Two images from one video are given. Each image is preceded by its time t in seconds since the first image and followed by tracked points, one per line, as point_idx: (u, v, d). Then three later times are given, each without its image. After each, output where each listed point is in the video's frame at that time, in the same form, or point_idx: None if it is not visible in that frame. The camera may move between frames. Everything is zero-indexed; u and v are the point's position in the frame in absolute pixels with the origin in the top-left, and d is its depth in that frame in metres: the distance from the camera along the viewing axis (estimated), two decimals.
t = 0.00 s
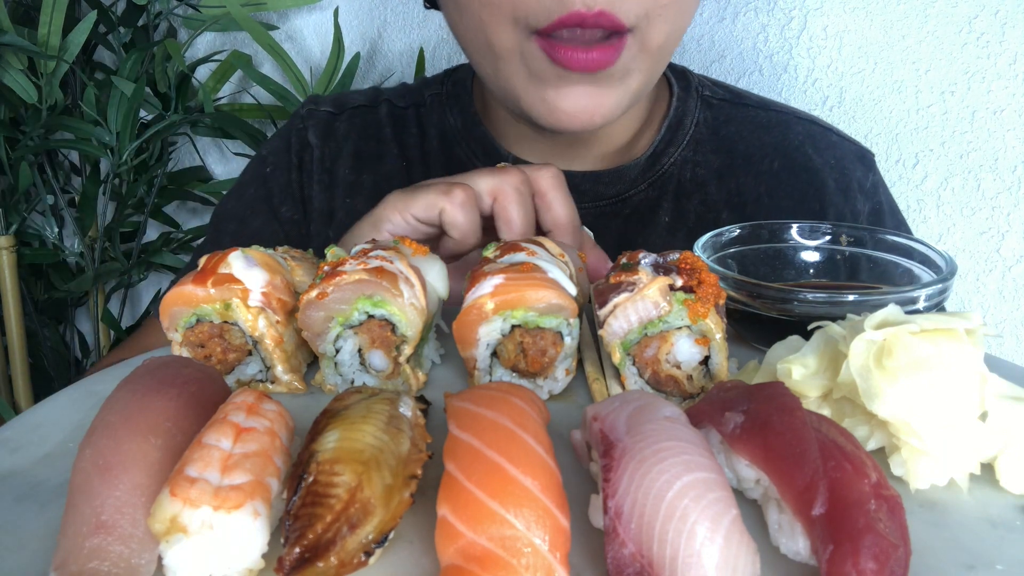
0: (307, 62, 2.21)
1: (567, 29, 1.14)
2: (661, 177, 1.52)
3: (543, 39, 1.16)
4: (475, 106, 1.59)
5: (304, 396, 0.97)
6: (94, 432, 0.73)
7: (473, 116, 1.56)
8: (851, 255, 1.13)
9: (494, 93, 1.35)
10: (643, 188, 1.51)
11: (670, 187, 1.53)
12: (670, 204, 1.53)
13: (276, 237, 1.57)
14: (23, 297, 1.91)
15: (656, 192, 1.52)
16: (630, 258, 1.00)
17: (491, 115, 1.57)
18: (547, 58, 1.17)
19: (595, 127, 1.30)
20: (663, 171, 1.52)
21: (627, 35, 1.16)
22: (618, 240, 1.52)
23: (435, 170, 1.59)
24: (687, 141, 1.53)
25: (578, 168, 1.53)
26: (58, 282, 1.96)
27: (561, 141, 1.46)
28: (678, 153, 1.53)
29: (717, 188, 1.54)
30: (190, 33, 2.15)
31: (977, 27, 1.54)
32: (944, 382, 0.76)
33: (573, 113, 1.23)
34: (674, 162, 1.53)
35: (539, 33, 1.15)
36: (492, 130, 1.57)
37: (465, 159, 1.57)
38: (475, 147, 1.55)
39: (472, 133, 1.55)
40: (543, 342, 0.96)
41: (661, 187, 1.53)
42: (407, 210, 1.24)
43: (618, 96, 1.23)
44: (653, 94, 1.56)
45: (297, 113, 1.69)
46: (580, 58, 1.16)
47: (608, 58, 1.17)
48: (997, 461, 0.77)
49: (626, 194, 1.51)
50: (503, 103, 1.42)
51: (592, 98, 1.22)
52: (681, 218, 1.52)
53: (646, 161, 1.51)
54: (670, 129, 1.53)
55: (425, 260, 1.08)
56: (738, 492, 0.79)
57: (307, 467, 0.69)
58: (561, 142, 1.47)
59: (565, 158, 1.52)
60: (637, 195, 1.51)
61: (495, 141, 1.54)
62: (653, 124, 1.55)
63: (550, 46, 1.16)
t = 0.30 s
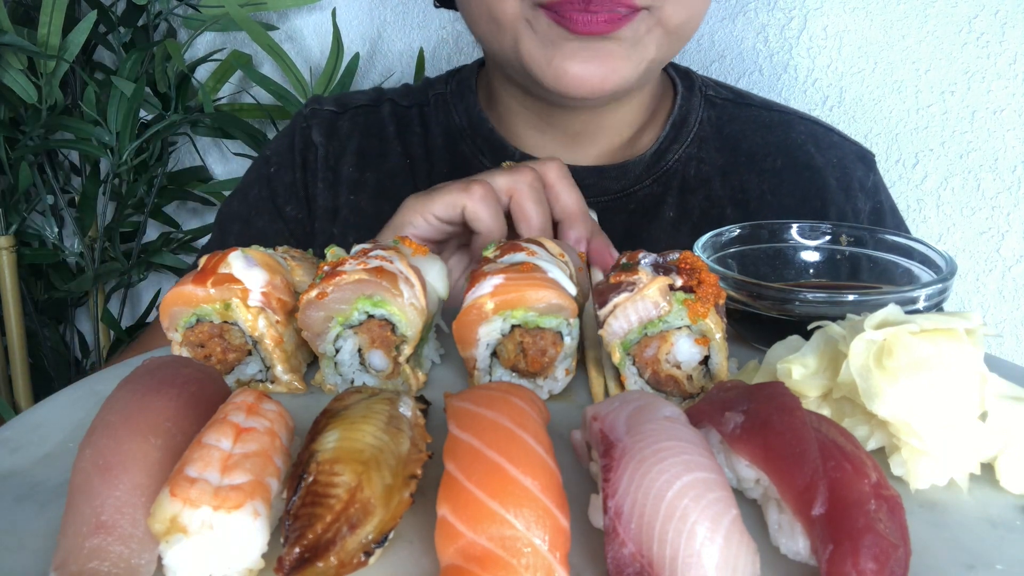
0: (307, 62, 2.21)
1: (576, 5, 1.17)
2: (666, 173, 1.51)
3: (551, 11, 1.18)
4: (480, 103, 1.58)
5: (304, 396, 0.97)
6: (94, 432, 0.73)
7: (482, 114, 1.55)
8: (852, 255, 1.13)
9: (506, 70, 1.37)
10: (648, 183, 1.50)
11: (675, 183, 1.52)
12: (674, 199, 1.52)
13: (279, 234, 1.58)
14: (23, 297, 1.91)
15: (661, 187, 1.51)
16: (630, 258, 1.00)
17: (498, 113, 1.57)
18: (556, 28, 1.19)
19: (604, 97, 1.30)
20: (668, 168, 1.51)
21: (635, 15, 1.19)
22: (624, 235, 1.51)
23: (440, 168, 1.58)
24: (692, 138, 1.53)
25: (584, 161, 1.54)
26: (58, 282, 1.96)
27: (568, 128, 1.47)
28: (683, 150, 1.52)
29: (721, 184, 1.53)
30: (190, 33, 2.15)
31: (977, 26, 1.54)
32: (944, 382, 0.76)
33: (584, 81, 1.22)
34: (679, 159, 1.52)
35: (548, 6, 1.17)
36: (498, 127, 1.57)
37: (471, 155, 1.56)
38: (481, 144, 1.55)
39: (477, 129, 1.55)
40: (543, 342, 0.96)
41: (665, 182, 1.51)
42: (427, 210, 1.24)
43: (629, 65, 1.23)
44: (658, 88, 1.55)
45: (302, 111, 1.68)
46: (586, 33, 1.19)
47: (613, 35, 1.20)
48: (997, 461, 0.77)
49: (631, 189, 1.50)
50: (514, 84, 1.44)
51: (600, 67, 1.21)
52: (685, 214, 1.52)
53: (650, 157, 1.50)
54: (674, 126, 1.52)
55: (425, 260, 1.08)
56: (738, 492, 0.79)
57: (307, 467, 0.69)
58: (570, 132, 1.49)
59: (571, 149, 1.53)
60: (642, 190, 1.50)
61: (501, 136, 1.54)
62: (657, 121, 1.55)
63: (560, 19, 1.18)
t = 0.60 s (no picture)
0: (307, 62, 2.20)
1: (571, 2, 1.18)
2: (669, 169, 1.51)
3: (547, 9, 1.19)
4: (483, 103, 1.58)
5: (304, 396, 0.97)
6: (94, 432, 0.73)
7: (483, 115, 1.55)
8: (851, 254, 1.13)
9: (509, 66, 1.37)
10: (651, 179, 1.49)
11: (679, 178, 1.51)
12: (679, 193, 1.51)
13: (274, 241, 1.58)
14: (23, 297, 1.91)
15: (665, 182, 1.50)
16: (630, 258, 1.00)
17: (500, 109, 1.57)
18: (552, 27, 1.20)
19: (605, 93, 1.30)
20: (671, 164, 1.50)
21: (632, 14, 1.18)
22: (627, 230, 1.50)
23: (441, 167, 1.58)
24: (696, 135, 1.52)
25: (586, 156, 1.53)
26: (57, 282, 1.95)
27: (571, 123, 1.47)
28: (686, 146, 1.51)
29: (724, 180, 1.53)
30: (190, 33, 2.15)
31: (977, 26, 1.54)
32: (944, 382, 0.76)
33: (580, 80, 1.23)
34: (682, 155, 1.51)
35: (544, 5, 1.18)
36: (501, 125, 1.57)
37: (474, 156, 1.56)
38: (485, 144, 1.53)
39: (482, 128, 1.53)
40: (543, 342, 0.96)
41: (668, 177, 1.51)
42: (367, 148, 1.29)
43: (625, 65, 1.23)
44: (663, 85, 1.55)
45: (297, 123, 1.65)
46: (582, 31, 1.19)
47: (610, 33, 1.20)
48: (997, 461, 0.77)
49: (635, 184, 1.48)
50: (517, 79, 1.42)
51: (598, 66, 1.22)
52: (690, 209, 1.51)
53: (653, 152, 1.49)
54: (678, 123, 1.51)
55: (425, 260, 1.08)
56: (738, 492, 0.79)
57: (307, 467, 0.69)
58: (572, 125, 1.48)
59: (574, 145, 1.52)
60: (646, 185, 1.49)
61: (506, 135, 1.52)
62: (661, 118, 1.54)
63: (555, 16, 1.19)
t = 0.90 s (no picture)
0: (307, 62, 2.20)
1: (558, 8, 1.16)
2: (672, 168, 1.50)
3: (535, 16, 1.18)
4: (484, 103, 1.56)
5: (303, 396, 0.97)
6: (94, 432, 0.73)
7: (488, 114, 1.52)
8: (851, 254, 1.13)
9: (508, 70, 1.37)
10: (655, 177, 1.49)
11: (683, 176, 1.51)
12: (683, 192, 1.50)
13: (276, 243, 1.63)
14: (23, 297, 1.91)
15: (668, 180, 1.49)
16: (630, 258, 1.00)
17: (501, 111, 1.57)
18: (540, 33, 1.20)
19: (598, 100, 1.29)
20: (674, 163, 1.50)
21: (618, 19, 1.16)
22: (631, 227, 1.48)
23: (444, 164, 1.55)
24: (699, 135, 1.52)
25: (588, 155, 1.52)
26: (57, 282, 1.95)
27: (572, 127, 1.46)
28: (690, 145, 1.51)
29: (728, 180, 1.53)
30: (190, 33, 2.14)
31: (977, 26, 1.54)
32: (944, 382, 0.76)
33: (565, 86, 1.23)
34: (686, 154, 1.51)
35: (533, 12, 1.18)
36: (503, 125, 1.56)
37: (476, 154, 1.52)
38: (488, 143, 1.51)
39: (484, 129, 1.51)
40: (543, 342, 0.96)
41: (672, 176, 1.50)
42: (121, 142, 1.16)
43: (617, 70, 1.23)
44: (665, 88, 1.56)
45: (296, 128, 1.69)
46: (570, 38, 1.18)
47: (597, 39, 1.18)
48: (997, 461, 0.77)
49: (639, 181, 1.48)
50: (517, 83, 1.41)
51: (588, 72, 1.22)
52: (694, 207, 1.50)
53: (658, 150, 1.48)
54: (682, 123, 1.51)
55: (425, 260, 1.07)
56: (738, 492, 0.79)
57: (307, 467, 0.69)
58: (574, 131, 1.48)
59: (575, 146, 1.51)
60: (649, 183, 1.48)
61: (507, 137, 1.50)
62: (664, 118, 1.55)
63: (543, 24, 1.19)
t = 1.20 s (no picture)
0: (307, 62, 2.20)
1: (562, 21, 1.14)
2: (672, 170, 1.50)
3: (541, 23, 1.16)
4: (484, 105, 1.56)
5: (303, 396, 0.97)
6: (94, 432, 0.73)
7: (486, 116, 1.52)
8: (851, 255, 1.13)
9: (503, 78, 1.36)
10: (654, 179, 1.48)
11: (681, 179, 1.50)
12: (682, 195, 1.50)
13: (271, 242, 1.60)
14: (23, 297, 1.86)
15: (667, 182, 1.49)
16: (630, 258, 1.00)
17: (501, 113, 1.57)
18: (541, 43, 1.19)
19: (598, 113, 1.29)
20: (673, 165, 1.50)
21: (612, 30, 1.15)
22: (631, 229, 1.48)
23: (442, 164, 1.55)
24: (698, 137, 1.52)
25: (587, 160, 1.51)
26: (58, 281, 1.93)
27: (572, 133, 1.45)
28: (689, 148, 1.51)
29: (728, 182, 1.52)
30: (190, 33, 2.15)
31: (977, 27, 1.54)
32: (944, 382, 0.76)
33: (566, 97, 1.23)
34: (685, 156, 1.50)
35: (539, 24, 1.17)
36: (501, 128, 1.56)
37: (474, 156, 1.52)
38: (486, 144, 1.50)
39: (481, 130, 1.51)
40: (543, 342, 0.96)
41: (671, 178, 1.50)
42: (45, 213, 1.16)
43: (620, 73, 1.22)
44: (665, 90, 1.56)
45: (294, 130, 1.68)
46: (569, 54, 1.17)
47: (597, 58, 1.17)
48: (997, 461, 0.77)
49: (638, 183, 1.47)
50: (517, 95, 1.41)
51: (588, 84, 1.21)
52: (692, 209, 1.50)
53: (657, 153, 1.48)
54: (680, 125, 1.50)
55: (425, 260, 1.07)
56: (738, 492, 0.79)
57: (307, 467, 0.69)
58: (575, 136, 1.46)
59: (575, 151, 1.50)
60: (648, 185, 1.48)
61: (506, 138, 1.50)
62: (664, 121, 1.54)
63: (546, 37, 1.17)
